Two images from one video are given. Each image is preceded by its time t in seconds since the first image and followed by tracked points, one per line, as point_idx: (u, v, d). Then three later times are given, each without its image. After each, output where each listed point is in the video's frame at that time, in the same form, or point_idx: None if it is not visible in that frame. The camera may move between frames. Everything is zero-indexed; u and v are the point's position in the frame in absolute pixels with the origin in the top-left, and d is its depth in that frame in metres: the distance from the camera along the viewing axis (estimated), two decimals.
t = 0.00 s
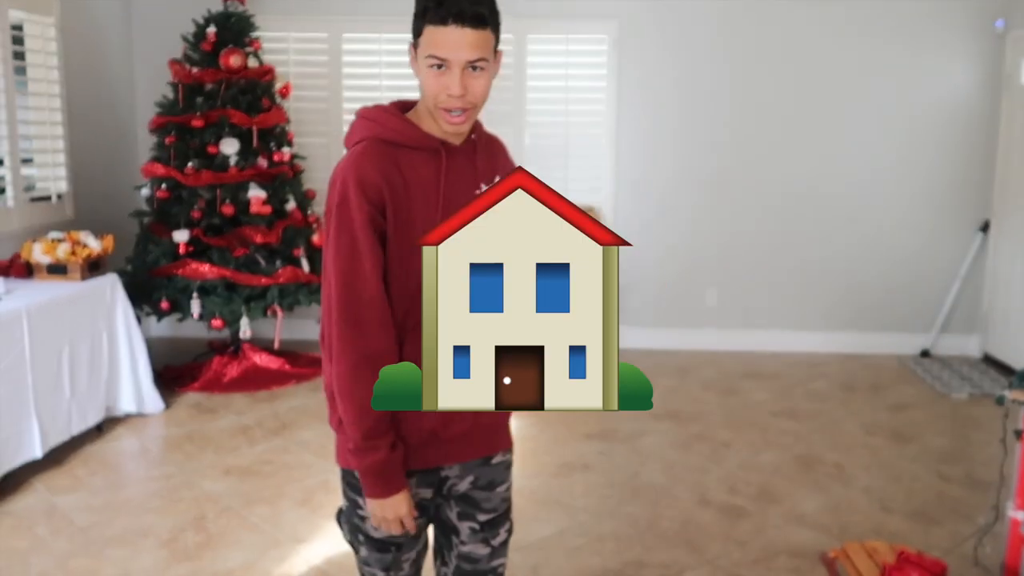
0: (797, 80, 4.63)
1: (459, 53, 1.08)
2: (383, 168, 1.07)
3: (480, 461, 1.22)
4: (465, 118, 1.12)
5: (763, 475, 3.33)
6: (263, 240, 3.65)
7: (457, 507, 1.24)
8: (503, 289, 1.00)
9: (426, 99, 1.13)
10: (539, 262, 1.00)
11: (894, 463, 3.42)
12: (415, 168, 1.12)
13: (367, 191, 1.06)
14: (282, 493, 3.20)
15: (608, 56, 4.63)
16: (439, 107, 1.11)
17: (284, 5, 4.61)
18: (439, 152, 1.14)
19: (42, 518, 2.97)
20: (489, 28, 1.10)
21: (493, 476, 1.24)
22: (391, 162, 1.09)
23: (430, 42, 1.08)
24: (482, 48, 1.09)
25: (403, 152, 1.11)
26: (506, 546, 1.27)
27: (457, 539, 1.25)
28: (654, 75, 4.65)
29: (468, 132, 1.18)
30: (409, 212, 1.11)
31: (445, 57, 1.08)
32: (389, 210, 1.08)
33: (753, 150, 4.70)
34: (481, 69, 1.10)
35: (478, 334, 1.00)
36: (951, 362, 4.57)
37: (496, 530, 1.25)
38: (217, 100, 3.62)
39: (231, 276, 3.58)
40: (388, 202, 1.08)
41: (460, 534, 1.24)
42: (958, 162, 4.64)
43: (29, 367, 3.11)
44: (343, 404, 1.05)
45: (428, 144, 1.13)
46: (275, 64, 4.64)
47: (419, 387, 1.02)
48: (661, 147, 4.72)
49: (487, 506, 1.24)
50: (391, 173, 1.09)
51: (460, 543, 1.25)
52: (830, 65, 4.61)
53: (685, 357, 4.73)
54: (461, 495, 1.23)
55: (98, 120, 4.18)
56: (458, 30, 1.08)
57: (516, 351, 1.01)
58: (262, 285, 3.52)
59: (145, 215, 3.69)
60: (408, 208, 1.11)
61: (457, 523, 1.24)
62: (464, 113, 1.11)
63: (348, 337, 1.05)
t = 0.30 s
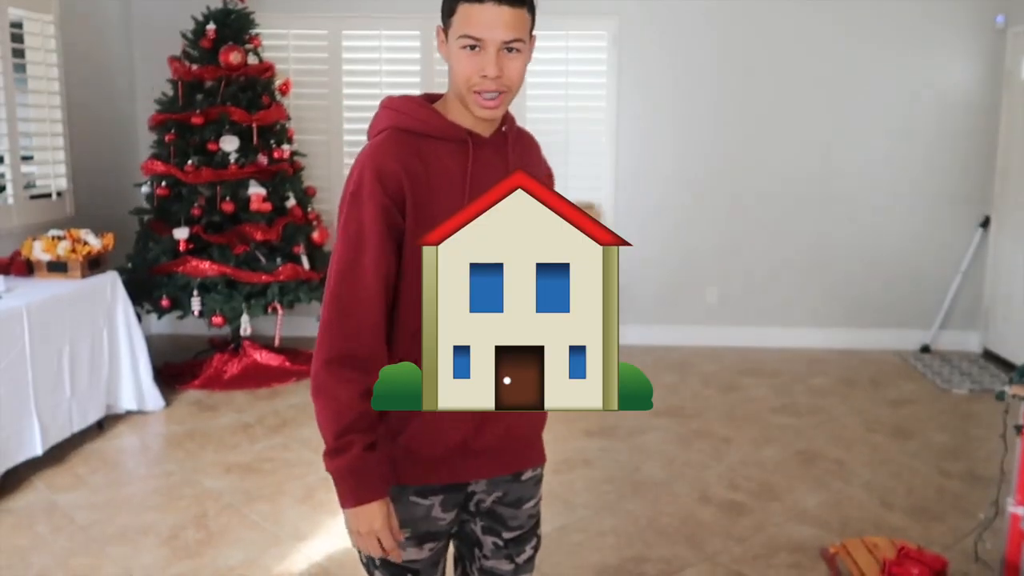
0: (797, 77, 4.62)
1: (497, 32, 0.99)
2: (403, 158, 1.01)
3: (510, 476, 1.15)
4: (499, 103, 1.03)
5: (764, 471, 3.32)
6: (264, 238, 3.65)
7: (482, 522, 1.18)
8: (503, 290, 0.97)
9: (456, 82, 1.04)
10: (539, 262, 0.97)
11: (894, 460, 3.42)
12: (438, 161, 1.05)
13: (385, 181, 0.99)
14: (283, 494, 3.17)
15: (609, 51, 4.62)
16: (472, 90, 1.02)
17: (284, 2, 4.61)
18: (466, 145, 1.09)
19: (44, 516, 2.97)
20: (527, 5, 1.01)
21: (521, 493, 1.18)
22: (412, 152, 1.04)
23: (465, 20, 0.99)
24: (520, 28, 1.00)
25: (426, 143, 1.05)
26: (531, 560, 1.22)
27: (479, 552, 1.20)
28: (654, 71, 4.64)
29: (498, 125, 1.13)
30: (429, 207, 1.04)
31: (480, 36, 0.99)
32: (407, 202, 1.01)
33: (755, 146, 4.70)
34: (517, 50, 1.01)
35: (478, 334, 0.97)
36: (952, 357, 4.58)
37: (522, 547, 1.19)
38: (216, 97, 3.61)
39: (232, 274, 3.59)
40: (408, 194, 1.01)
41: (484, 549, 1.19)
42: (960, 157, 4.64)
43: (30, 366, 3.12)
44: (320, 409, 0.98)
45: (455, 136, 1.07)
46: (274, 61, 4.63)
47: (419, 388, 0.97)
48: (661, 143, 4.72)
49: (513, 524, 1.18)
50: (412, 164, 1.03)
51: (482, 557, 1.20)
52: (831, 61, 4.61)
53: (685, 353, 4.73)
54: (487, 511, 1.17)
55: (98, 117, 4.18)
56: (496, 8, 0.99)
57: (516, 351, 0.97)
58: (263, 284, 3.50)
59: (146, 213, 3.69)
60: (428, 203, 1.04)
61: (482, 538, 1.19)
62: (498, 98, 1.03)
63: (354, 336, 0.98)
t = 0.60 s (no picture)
0: (754, 106, 5.48)
1: (498, 56, 1.19)
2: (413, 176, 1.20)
3: (509, 455, 1.33)
4: (504, 117, 1.23)
5: (726, 439, 3.86)
6: (301, 243, 4.31)
7: (484, 495, 1.37)
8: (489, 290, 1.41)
9: (465, 101, 1.24)
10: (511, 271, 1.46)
11: (838, 430, 3.97)
12: (446, 178, 1.23)
13: (393, 199, 1.18)
14: (319, 458, 3.66)
15: (594, 83, 5.46)
16: (480, 107, 1.22)
17: (315, 42, 5.42)
18: (473, 161, 1.26)
19: (114, 480, 3.36)
20: (525, 31, 1.21)
21: (517, 471, 1.35)
22: (423, 170, 1.22)
23: (472, 46, 1.19)
24: (520, 51, 1.20)
25: (438, 162, 1.23)
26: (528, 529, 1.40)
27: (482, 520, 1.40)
28: (633, 100, 5.49)
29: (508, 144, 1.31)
30: (435, 219, 1.21)
31: (485, 59, 1.19)
32: (412, 214, 1.19)
33: (721, 164, 5.55)
34: (519, 70, 1.21)
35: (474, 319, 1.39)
36: (886, 344, 5.44)
37: (518, 517, 1.38)
38: (260, 124, 4.29)
39: (273, 275, 4.23)
40: (415, 208, 1.19)
41: (485, 516, 1.38)
42: (892, 173, 5.50)
43: (102, 353, 3.62)
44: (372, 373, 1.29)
45: (464, 153, 1.25)
46: (308, 92, 5.44)
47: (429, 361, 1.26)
48: (639, 162, 5.56)
49: (510, 497, 1.36)
50: (420, 182, 1.20)
51: (486, 525, 1.39)
52: (783, 91, 5.45)
53: (660, 341, 5.53)
54: (488, 484, 1.35)
55: (159, 143, 5.12)
56: (498, 36, 1.19)
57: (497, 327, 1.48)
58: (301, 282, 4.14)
59: (200, 222, 4.38)
60: (432, 216, 1.21)
61: (483, 507, 1.38)
62: (503, 111, 1.22)
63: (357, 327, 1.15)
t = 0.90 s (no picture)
0: (753, 104, 5.47)
1: (478, 55, 1.18)
2: (387, 180, 1.20)
3: (505, 475, 1.33)
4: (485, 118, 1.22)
5: (726, 437, 3.86)
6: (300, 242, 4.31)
7: (481, 513, 1.38)
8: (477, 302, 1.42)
9: (445, 102, 1.23)
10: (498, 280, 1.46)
11: (838, 427, 3.97)
12: (424, 185, 1.23)
13: (365, 202, 1.19)
14: (319, 457, 3.65)
15: (592, 81, 5.45)
16: (460, 108, 1.21)
17: (314, 41, 5.42)
18: (452, 163, 1.26)
19: (114, 479, 3.36)
20: (504, 28, 1.20)
21: (514, 490, 1.35)
22: (401, 175, 1.23)
23: (450, 44, 1.18)
24: (499, 49, 1.19)
25: (415, 167, 1.24)
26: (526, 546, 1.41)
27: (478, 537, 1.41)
28: (632, 99, 5.48)
29: (492, 145, 1.30)
30: (413, 226, 1.21)
31: (463, 57, 1.18)
32: (386, 219, 1.19)
33: (719, 161, 5.55)
34: (498, 69, 1.20)
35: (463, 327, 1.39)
36: (885, 341, 5.44)
37: (516, 535, 1.38)
38: (259, 123, 4.30)
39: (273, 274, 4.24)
40: (389, 214, 1.19)
41: (482, 535, 1.39)
42: (891, 170, 5.50)
43: (102, 353, 3.62)
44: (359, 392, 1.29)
45: (442, 155, 1.25)
46: (307, 91, 5.44)
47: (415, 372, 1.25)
48: (638, 160, 5.56)
49: (507, 516, 1.36)
50: (396, 189, 1.21)
51: (482, 542, 1.40)
52: (782, 88, 5.45)
53: (659, 339, 5.54)
54: (484, 504, 1.36)
55: (157, 142, 5.10)
56: (477, 34, 1.18)
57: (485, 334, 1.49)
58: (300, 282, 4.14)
59: (200, 221, 4.38)
60: (409, 223, 1.21)
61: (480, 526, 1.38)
62: (484, 112, 1.21)
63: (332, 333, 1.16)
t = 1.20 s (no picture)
0: (752, 103, 5.47)
1: (443, 38, 1.13)
2: (346, 186, 1.16)
3: (489, 510, 1.25)
4: (452, 106, 1.17)
5: (726, 436, 3.86)
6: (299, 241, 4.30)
7: (468, 554, 1.28)
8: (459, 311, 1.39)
9: (407, 92, 1.17)
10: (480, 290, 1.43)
11: (837, 426, 3.97)
12: (385, 191, 1.18)
13: (322, 210, 1.15)
14: (319, 457, 3.64)
15: (591, 81, 5.46)
16: (425, 96, 1.15)
17: (313, 40, 5.41)
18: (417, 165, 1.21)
19: (113, 479, 3.35)
20: (469, 9, 1.16)
21: (503, 526, 1.26)
22: (362, 181, 1.18)
23: (412, 28, 1.14)
24: (464, 31, 1.15)
25: (377, 172, 1.19)
26: None
27: None
28: (631, 98, 5.48)
29: (463, 144, 1.24)
30: (373, 236, 1.17)
31: (427, 40, 1.13)
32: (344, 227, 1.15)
33: (719, 160, 5.55)
34: (464, 52, 1.15)
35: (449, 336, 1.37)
36: (884, 340, 5.44)
37: None
38: (258, 122, 4.33)
39: (272, 273, 4.22)
40: (348, 222, 1.15)
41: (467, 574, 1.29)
42: (890, 169, 5.50)
43: (101, 352, 3.62)
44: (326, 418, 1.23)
45: (405, 156, 1.20)
46: (306, 90, 5.44)
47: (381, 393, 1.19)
48: (637, 160, 5.56)
49: (497, 555, 1.26)
50: (354, 196, 1.16)
51: None
52: (781, 87, 5.45)
53: (659, 338, 5.54)
54: (470, 544, 1.26)
55: (155, 141, 5.09)
56: (441, 15, 1.13)
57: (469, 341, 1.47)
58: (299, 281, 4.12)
59: (199, 221, 4.38)
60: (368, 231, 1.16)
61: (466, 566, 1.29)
62: (450, 100, 1.16)
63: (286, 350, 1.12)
